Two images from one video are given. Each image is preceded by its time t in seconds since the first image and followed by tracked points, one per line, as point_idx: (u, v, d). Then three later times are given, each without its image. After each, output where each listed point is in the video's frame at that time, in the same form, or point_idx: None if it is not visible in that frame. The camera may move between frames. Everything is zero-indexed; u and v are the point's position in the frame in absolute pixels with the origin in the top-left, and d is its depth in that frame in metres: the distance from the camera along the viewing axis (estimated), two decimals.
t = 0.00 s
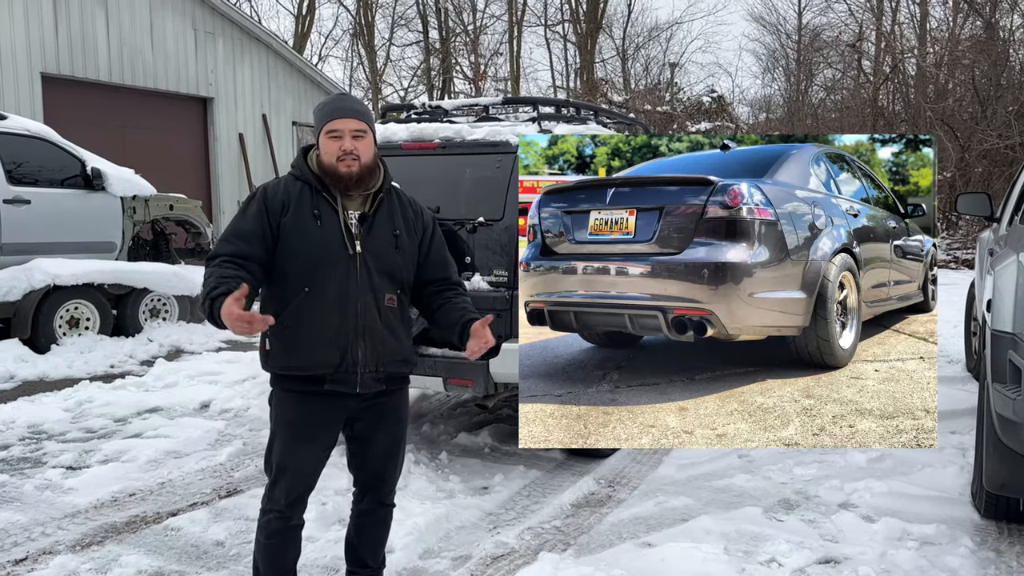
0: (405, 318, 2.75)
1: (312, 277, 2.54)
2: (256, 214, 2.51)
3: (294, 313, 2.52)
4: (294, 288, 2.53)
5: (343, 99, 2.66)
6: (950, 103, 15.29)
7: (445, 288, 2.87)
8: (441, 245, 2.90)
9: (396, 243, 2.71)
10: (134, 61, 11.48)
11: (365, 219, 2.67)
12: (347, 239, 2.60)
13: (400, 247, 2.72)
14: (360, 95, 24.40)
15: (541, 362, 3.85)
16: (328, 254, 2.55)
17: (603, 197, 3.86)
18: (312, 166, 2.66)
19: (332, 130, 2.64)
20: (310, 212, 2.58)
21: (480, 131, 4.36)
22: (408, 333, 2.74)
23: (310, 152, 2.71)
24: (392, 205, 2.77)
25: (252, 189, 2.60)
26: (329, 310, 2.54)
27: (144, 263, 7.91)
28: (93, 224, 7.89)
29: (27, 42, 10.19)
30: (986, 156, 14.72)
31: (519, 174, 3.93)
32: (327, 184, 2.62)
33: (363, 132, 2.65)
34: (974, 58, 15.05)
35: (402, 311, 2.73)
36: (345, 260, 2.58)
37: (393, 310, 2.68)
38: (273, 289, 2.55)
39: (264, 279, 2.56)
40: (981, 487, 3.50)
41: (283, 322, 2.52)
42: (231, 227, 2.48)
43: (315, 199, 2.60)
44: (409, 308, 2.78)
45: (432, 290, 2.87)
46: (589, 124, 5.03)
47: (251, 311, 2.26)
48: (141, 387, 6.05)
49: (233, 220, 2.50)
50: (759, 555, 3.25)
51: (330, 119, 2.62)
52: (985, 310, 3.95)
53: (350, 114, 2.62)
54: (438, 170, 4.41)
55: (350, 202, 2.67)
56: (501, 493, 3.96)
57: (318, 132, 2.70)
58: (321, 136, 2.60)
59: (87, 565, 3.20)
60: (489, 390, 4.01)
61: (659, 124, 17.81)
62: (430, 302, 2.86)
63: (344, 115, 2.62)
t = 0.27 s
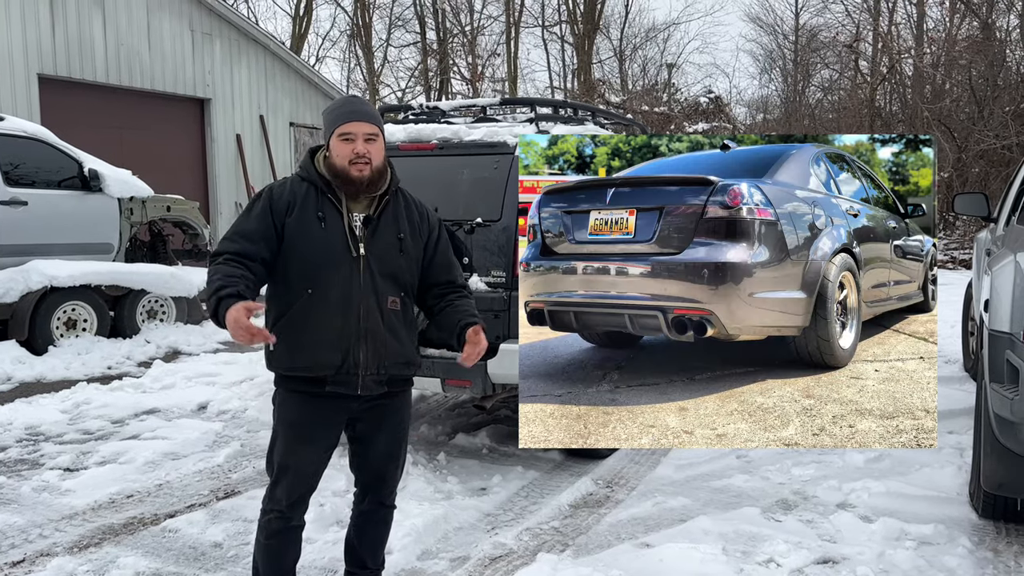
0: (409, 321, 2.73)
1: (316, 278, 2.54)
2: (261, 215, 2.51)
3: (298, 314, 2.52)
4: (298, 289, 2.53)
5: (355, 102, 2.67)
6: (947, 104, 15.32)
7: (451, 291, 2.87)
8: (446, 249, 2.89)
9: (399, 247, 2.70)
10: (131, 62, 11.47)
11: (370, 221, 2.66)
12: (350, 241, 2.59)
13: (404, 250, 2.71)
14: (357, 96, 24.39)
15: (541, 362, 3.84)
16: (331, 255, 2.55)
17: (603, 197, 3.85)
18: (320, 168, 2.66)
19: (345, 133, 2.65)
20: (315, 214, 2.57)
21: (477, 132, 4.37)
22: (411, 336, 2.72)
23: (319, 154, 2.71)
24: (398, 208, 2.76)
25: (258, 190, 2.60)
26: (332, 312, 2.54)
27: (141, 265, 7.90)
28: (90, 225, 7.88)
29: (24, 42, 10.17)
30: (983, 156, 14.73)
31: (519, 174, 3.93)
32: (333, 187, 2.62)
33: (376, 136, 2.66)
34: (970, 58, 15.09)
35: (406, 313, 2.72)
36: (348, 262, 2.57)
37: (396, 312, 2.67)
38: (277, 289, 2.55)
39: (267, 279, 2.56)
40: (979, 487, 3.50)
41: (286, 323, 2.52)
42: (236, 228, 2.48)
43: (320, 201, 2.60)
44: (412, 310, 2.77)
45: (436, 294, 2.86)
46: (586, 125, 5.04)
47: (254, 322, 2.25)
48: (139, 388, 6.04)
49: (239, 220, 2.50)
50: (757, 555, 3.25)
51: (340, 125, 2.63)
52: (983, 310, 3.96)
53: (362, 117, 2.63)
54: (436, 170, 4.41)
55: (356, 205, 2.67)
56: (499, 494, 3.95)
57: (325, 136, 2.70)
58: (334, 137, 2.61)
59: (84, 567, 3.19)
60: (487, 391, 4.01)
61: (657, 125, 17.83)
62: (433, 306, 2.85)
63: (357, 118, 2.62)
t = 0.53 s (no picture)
0: (415, 325, 2.75)
1: (328, 283, 2.53)
2: (277, 218, 2.48)
3: (308, 318, 2.52)
4: (309, 293, 2.52)
5: (376, 106, 2.64)
6: (945, 104, 15.35)
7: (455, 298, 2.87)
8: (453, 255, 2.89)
9: (410, 252, 2.70)
10: (129, 64, 11.47)
11: (382, 226, 2.66)
12: (363, 246, 2.59)
13: (414, 256, 2.71)
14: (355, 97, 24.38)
15: (541, 362, 3.84)
16: (344, 261, 2.54)
17: (603, 197, 3.86)
18: (336, 170, 2.64)
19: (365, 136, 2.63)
20: (330, 218, 2.55)
21: (476, 133, 4.37)
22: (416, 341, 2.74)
23: (334, 154, 2.69)
24: (409, 213, 2.75)
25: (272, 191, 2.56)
26: (342, 318, 2.54)
27: (140, 266, 7.90)
28: (88, 227, 7.88)
29: (22, 43, 10.17)
30: (981, 157, 14.74)
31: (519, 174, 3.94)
32: (348, 191, 2.60)
33: (395, 142, 2.65)
34: (968, 58, 15.11)
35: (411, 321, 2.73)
36: (360, 267, 2.57)
37: (404, 317, 2.68)
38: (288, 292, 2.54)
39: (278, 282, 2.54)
40: (978, 487, 3.51)
41: (296, 327, 2.52)
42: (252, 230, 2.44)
43: (335, 205, 2.58)
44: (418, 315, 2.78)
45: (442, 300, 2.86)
46: (585, 126, 5.05)
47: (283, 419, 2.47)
48: (138, 390, 6.04)
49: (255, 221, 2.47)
50: (757, 555, 3.26)
51: (361, 129, 2.60)
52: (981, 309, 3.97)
53: (384, 124, 2.61)
54: (435, 171, 4.42)
55: (368, 209, 2.66)
56: (499, 495, 3.96)
57: (343, 135, 2.65)
58: (354, 140, 2.59)
59: (84, 569, 3.19)
60: (487, 392, 4.02)
61: (655, 125, 17.85)
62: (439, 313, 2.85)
63: (378, 124, 2.60)
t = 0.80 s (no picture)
0: (418, 325, 2.77)
1: (331, 282, 2.55)
2: (281, 218, 2.51)
3: (312, 317, 2.54)
4: (313, 292, 2.54)
5: (375, 109, 2.67)
6: (945, 104, 15.36)
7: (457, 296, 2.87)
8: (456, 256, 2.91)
9: (413, 252, 2.73)
10: (130, 65, 11.49)
11: (384, 227, 2.68)
12: (366, 246, 2.61)
13: (416, 255, 2.74)
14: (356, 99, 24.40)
15: (541, 362, 3.85)
16: (347, 261, 2.56)
17: (604, 197, 3.86)
18: (336, 171, 2.67)
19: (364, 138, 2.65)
20: (332, 218, 2.58)
21: (476, 134, 4.38)
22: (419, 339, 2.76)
23: (333, 156, 2.72)
24: (411, 214, 2.78)
25: (275, 192, 2.59)
26: (346, 317, 2.55)
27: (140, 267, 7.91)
28: (89, 228, 7.89)
29: (22, 45, 10.18)
30: (981, 156, 14.75)
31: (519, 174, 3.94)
32: (348, 193, 2.63)
33: (393, 144, 2.67)
34: (968, 58, 15.13)
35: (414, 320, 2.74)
36: (362, 267, 2.59)
37: (407, 317, 2.70)
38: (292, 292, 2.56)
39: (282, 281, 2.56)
40: (977, 486, 3.52)
41: (300, 325, 2.53)
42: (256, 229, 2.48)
43: (337, 206, 2.61)
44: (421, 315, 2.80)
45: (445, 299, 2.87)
46: (585, 127, 5.06)
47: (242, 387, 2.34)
48: (139, 391, 6.05)
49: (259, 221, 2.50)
50: (757, 555, 3.26)
51: (360, 130, 2.63)
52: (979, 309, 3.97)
53: (382, 126, 2.63)
54: (435, 172, 4.43)
55: (370, 211, 2.68)
56: (499, 495, 3.96)
57: (344, 138, 2.69)
58: (351, 143, 2.61)
59: (86, 569, 3.20)
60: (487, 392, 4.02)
61: (655, 126, 17.88)
62: (441, 313, 2.86)
63: (377, 126, 2.63)
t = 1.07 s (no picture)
0: (404, 321, 2.80)
1: (320, 280, 2.56)
2: (267, 216, 2.51)
3: (302, 314, 2.53)
4: (301, 290, 2.54)
5: (355, 108, 2.70)
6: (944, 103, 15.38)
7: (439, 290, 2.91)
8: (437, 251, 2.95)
9: (397, 248, 2.76)
10: (128, 66, 11.50)
11: (368, 224, 2.70)
12: (352, 243, 2.63)
13: (400, 251, 2.77)
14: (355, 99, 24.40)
15: (541, 362, 3.87)
16: (335, 258, 2.58)
17: (603, 197, 3.88)
18: (317, 170, 2.68)
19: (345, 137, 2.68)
20: (318, 216, 2.59)
21: (473, 134, 4.39)
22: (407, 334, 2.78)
23: (313, 156, 2.73)
24: (392, 211, 2.81)
25: (257, 191, 2.58)
26: (336, 313, 2.56)
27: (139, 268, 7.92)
28: (87, 228, 7.89)
29: (21, 45, 10.19)
30: (979, 155, 14.76)
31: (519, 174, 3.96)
32: (331, 190, 2.65)
33: (375, 143, 2.71)
34: (966, 58, 15.15)
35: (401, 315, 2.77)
36: (351, 264, 2.61)
37: (395, 312, 2.72)
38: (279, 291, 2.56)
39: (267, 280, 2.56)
40: (972, 484, 3.53)
41: (290, 323, 2.53)
42: (243, 229, 2.47)
43: (321, 204, 2.62)
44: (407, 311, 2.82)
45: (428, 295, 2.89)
46: (582, 127, 5.07)
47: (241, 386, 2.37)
48: (137, 391, 6.06)
49: (244, 220, 2.49)
50: (752, 553, 3.28)
51: (343, 128, 2.65)
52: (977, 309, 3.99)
53: (364, 124, 2.66)
54: (432, 172, 4.44)
55: (353, 208, 2.70)
56: (496, 494, 3.98)
57: (324, 137, 2.71)
58: (334, 141, 2.64)
59: (83, 568, 3.21)
60: (483, 392, 4.03)
61: (654, 125, 17.90)
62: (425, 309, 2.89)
63: (358, 124, 2.66)
